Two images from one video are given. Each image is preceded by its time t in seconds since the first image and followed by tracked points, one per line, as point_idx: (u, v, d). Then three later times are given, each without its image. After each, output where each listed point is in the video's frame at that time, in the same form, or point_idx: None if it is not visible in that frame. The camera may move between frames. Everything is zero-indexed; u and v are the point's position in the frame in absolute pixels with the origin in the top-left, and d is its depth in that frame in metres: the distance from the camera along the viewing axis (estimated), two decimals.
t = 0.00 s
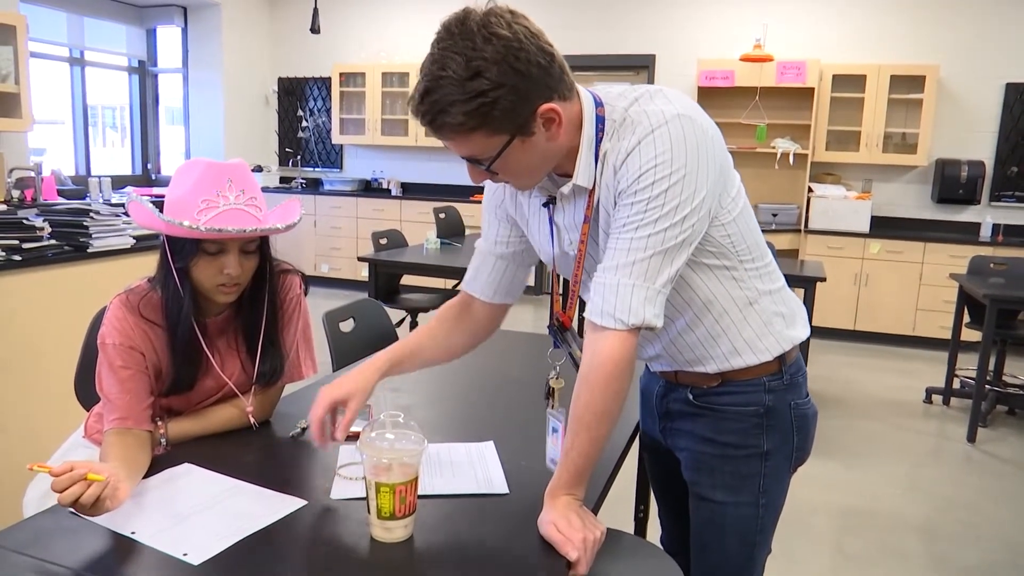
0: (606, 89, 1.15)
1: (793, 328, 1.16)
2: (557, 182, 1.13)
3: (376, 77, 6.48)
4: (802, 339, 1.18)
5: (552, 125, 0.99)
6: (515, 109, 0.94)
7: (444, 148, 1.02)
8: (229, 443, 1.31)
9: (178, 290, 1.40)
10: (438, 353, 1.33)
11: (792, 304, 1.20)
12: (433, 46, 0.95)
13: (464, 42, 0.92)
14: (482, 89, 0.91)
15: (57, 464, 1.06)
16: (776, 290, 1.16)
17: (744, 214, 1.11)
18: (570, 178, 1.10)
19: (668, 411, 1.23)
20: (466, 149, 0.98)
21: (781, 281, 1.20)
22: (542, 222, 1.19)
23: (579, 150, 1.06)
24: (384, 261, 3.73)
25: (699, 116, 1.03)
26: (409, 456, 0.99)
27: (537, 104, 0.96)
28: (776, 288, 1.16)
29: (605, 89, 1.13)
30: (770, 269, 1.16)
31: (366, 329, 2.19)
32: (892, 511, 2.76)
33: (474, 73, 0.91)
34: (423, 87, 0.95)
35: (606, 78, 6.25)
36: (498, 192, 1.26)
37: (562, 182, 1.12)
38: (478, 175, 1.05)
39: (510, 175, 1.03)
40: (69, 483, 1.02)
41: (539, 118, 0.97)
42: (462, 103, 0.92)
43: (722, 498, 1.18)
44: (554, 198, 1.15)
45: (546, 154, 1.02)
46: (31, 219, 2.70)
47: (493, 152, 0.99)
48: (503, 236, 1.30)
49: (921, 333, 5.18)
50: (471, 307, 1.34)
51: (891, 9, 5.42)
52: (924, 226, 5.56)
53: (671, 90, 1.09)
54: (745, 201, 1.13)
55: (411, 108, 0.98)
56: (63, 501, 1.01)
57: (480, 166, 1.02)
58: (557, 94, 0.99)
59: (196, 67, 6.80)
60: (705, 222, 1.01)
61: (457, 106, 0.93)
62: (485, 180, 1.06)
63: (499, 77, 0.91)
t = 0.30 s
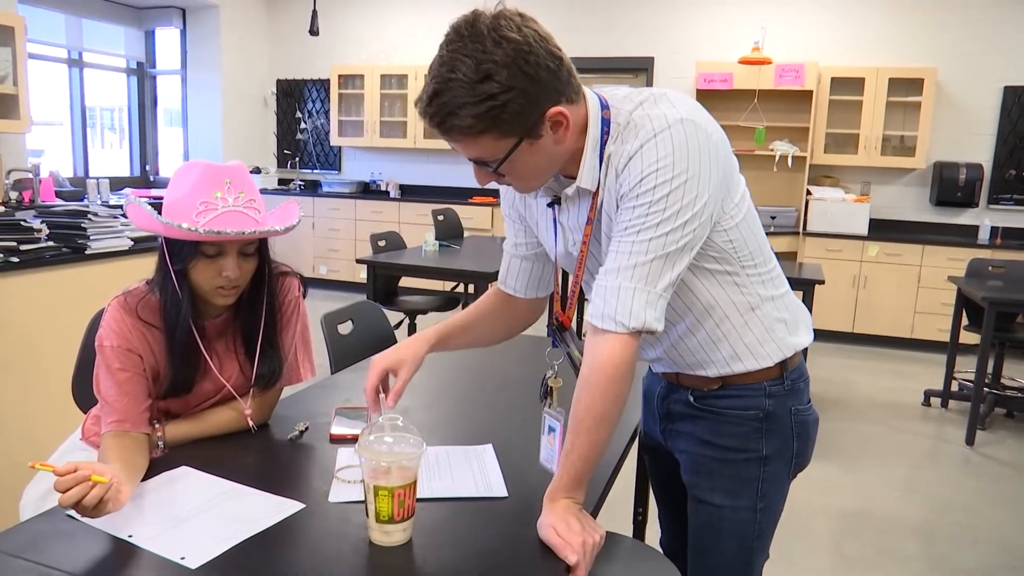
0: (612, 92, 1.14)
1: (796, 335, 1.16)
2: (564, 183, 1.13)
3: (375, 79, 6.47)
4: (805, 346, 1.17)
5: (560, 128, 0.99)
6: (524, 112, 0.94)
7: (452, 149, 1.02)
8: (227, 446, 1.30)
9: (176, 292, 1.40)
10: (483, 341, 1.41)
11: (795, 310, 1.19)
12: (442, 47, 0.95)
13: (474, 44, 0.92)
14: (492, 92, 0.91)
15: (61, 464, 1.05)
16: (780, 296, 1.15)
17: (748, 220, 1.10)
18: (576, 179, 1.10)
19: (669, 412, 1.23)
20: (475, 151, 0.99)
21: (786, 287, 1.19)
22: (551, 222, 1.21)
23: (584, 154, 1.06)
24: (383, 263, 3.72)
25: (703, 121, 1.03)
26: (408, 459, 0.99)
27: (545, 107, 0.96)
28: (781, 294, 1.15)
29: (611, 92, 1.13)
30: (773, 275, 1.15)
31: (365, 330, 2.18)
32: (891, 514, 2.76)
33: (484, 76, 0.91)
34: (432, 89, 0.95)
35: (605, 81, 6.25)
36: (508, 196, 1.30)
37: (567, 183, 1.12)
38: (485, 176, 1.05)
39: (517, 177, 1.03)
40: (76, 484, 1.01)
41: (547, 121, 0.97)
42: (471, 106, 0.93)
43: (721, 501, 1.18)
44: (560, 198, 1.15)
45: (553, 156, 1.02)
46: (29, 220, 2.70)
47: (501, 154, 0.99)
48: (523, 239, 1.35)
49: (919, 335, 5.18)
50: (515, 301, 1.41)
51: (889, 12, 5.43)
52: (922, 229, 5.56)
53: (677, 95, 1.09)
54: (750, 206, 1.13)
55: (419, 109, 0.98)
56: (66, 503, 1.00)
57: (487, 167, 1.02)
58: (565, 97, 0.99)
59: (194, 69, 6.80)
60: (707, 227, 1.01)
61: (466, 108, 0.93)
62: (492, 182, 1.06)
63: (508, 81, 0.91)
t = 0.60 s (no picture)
0: (617, 92, 1.14)
1: (800, 335, 1.15)
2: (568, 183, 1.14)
3: (373, 79, 6.47)
4: (809, 346, 1.16)
5: (565, 127, 0.99)
6: (530, 112, 0.94)
7: (457, 150, 1.02)
8: (227, 447, 1.30)
9: (175, 293, 1.39)
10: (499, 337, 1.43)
11: (800, 311, 1.18)
12: (448, 47, 0.95)
13: (481, 45, 0.92)
14: (499, 92, 0.91)
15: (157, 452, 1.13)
16: (785, 296, 1.14)
17: (751, 220, 1.10)
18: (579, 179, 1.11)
19: (672, 410, 1.23)
20: (480, 151, 0.98)
21: (791, 287, 1.18)
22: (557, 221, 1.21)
23: (587, 155, 1.06)
24: (381, 263, 3.72)
25: (705, 121, 1.02)
26: (407, 461, 0.99)
27: (551, 108, 0.96)
28: (785, 294, 1.15)
29: (615, 92, 1.13)
30: (778, 275, 1.14)
31: (363, 331, 2.18)
32: (890, 513, 2.76)
33: (490, 76, 0.91)
34: (438, 89, 0.95)
35: (603, 80, 6.25)
36: (514, 195, 1.30)
37: (571, 182, 1.12)
38: (490, 176, 1.05)
39: (522, 177, 1.03)
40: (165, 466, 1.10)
41: (552, 121, 0.97)
42: (478, 106, 0.93)
43: (722, 499, 1.17)
44: (565, 197, 1.15)
45: (557, 156, 1.02)
46: (27, 222, 2.69)
47: (507, 154, 0.98)
48: (529, 234, 1.35)
49: (917, 334, 5.18)
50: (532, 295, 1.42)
51: (887, 11, 5.43)
52: (921, 228, 5.57)
53: (680, 95, 1.08)
54: (753, 206, 1.13)
55: (425, 109, 0.98)
56: (146, 477, 1.08)
57: (492, 168, 1.02)
58: (570, 98, 0.99)
59: (192, 70, 6.79)
60: (708, 227, 1.01)
61: (473, 109, 0.93)
62: (497, 182, 1.05)
63: (515, 81, 0.91)
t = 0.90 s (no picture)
0: (624, 92, 1.14)
1: (806, 335, 1.15)
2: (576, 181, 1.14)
3: (373, 81, 6.47)
4: (815, 347, 1.16)
5: (575, 126, 0.99)
6: (541, 110, 0.95)
7: (467, 149, 1.03)
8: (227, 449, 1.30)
9: (179, 295, 1.39)
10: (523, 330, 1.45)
11: (807, 312, 1.18)
12: (460, 46, 0.96)
13: (493, 43, 0.93)
14: (510, 89, 0.92)
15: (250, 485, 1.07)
16: (790, 296, 1.14)
17: (758, 220, 1.09)
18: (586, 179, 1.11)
19: (679, 408, 1.23)
20: (491, 149, 0.99)
21: (798, 287, 1.18)
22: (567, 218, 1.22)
23: (592, 156, 1.06)
24: (382, 264, 3.71)
25: (710, 122, 1.02)
26: (408, 462, 0.98)
27: (561, 106, 0.97)
28: (791, 295, 1.14)
29: (622, 92, 1.13)
30: (784, 276, 1.14)
31: (364, 332, 2.17)
32: (891, 513, 2.76)
33: (501, 73, 0.92)
34: (449, 88, 0.96)
35: (603, 81, 6.25)
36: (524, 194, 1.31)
37: (578, 182, 1.12)
38: (500, 176, 1.05)
39: (531, 177, 1.03)
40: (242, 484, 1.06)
41: (562, 120, 0.98)
42: (488, 103, 0.93)
43: (725, 498, 1.17)
44: (572, 195, 1.16)
45: (566, 155, 1.02)
46: (28, 224, 2.69)
47: (517, 152, 0.99)
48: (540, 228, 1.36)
49: (919, 333, 5.18)
50: (551, 287, 1.43)
51: (887, 10, 5.42)
52: (922, 227, 5.56)
53: (686, 96, 1.08)
54: (760, 206, 1.12)
55: (436, 108, 0.99)
56: (234, 497, 1.04)
57: (502, 167, 1.02)
58: (580, 97, 1.00)
59: (192, 71, 6.80)
60: (712, 229, 1.00)
61: (484, 106, 0.93)
62: (506, 182, 1.06)
63: (526, 78, 0.92)
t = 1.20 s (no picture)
0: (640, 90, 1.14)
1: (818, 339, 1.14)
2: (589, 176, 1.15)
3: (376, 79, 6.47)
4: (827, 351, 1.15)
5: (591, 121, 1.00)
6: (559, 102, 0.95)
7: (482, 142, 1.03)
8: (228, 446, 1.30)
9: (182, 292, 1.39)
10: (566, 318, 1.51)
11: (820, 314, 1.17)
12: (478, 38, 0.96)
13: (512, 34, 0.94)
14: (528, 81, 0.92)
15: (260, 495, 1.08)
16: (803, 298, 1.13)
17: (771, 222, 1.09)
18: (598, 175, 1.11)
19: (688, 406, 1.24)
20: (508, 142, 0.98)
21: (812, 289, 1.17)
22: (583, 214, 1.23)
23: (603, 155, 1.07)
24: (383, 262, 3.71)
25: (723, 124, 1.02)
26: (409, 460, 0.99)
27: (579, 99, 0.97)
28: (804, 297, 1.14)
29: (639, 90, 1.13)
30: (797, 278, 1.13)
31: (365, 331, 2.17)
32: (892, 512, 2.75)
33: (520, 65, 0.92)
34: (467, 79, 0.96)
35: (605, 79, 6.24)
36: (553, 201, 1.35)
37: (591, 178, 1.13)
38: (515, 170, 1.05)
39: (546, 171, 1.03)
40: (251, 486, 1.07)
41: (579, 114, 0.98)
42: (506, 94, 0.93)
43: (725, 496, 1.18)
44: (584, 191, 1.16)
45: (581, 150, 1.03)
46: (30, 221, 2.69)
47: (533, 145, 0.99)
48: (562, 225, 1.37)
49: (921, 333, 5.17)
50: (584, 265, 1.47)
51: (890, 9, 5.41)
52: (924, 227, 5.55)
53: (701, 96, 1.08)
54: (775, 207, 1.12)
55: (453, 99, 0.99)
56: (244, 492, 1.05)
57: (518, 160, 1.02)
58: (597, 92, 1.00)
59: (195, 69, 6.79)
60: (721, 231, 1.00)
61: (502, 97, 0.93)
62: (521, 176, 1.06)
63: (544, 70, 0.92)
